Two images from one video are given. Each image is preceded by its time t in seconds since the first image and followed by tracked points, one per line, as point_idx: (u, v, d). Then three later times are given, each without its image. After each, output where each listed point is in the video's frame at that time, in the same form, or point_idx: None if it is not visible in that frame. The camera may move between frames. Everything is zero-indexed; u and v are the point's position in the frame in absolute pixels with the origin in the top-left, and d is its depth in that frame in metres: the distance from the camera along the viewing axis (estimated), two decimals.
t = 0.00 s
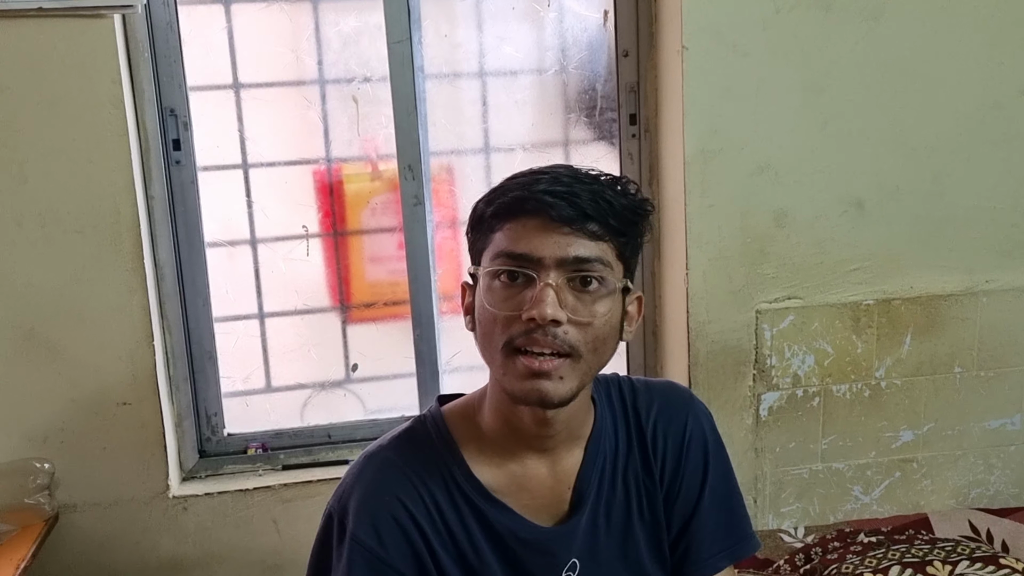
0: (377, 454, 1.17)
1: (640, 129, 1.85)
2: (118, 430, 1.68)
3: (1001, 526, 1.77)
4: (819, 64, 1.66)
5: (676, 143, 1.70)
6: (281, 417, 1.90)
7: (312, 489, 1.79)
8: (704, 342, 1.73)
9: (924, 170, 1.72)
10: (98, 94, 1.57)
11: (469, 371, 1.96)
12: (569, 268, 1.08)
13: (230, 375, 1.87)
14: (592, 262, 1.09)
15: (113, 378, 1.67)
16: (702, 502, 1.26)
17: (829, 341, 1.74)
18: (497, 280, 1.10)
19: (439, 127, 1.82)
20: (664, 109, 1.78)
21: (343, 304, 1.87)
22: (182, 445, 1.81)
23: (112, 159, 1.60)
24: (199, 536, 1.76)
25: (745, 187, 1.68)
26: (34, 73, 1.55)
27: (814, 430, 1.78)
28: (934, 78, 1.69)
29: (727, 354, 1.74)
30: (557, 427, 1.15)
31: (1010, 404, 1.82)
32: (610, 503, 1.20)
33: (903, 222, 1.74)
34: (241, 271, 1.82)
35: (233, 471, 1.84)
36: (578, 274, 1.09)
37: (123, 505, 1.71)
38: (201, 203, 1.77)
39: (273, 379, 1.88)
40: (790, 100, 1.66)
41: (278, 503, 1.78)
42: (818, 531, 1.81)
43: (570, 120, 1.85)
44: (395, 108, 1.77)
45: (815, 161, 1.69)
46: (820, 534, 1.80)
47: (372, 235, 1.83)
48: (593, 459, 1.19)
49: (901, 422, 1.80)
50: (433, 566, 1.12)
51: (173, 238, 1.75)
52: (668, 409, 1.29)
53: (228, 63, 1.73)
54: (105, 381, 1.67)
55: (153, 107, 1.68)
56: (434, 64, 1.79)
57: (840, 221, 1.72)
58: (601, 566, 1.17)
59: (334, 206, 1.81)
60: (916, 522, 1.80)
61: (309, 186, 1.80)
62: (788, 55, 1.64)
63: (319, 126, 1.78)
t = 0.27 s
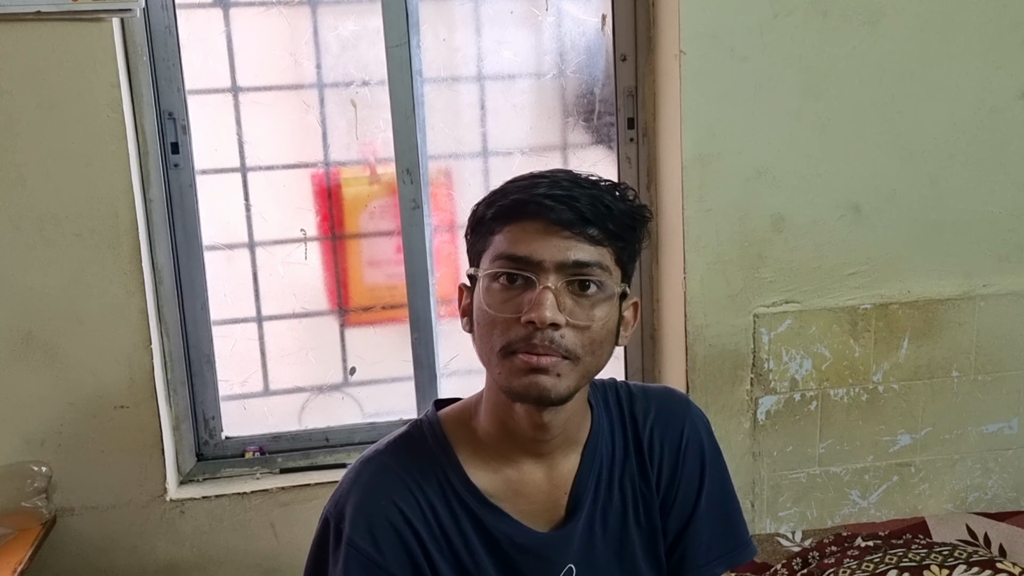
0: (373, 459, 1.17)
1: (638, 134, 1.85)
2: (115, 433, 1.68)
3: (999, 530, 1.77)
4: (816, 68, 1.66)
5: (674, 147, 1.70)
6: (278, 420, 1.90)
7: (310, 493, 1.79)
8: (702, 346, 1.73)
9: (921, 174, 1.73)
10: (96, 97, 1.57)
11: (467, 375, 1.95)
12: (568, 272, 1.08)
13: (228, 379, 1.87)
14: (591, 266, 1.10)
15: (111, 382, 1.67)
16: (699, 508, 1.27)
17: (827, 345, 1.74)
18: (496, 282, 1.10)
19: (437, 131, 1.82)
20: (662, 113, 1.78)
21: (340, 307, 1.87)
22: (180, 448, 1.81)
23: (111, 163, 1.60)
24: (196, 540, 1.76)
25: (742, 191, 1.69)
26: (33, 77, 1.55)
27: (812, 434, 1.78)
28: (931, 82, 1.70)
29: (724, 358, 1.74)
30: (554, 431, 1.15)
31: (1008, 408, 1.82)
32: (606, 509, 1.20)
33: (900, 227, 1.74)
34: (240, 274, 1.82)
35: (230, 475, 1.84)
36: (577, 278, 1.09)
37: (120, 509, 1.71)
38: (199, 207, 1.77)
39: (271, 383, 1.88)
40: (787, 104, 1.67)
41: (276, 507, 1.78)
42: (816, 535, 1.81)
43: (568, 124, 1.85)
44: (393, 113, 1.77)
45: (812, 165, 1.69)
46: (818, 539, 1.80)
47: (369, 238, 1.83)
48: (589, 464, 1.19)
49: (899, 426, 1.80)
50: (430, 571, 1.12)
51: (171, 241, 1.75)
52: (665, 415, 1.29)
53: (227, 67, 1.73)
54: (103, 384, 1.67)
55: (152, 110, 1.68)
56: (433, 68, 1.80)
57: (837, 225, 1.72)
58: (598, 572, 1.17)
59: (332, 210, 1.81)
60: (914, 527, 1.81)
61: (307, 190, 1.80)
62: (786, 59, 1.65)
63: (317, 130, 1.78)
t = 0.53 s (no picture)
0: (371, 457, 1.16)
1: (636, 133, 1.85)
2: (112, 432, 1.68)
3: (996, 531, 1.77)
4: (814, 69, 1.66)
5: (672, 147, 1.70)
6: (276, 419, 1.90)
7: (308, 492, 1.79)
8: (700, 346, 1.73)
9: (919, 175, 1.73)
10: (94, 96, 1.57)
11: (465, 375, 1.95)
12: (571, 269, 1.08)
13: (226, 378, 1.87)
14: (594, 263, 1.10)
15: (109, 381, 1.67)
16: (697, 509, 1.27)
17: (825, 345, 1.75)
18: (498, 278, 1.10)
19: (436, 130, 1.82)
20: (660, 113, 1.78)
21: (338, 306, 1.86)
22: (177, 447, 1.81)
23: (108, 161, 1.60)
24: (194, 539, 1.76)
25: (740, 192, 1.69)
26: (30, 75, 1.55)
27: (810, 434, 1.78)
28: (930, 83, 1.70)
29: (722, 358, 1.74)
30: (554, 430, 1.15)
31: (1005, 408, 1.82)
32: (604, 509, 1.20)
33: (899, 227, 1.74)
34: (237, 273, 1.82)
35: (228, 474, 1.84)
36: (579, 275, 1.09)
37: (118, 507, 1.71)
38: (197, 205, 1.77)
39: (269, 382, 1.88)
40: (785, 105, 1.67)
41: (273, 506, 1.78)
42: (813, 535, 1.81)
43: (567, 124, 1.85)
44: (391, 112, 1.77)
45: (810, 165, 1.69)
46: (815, 539, 1.80)
47: (368, 238, 1.83)
48: (587, 463, 1.19)
49: (896, 427, 1.80)
50: (428, 570, 1.11)
51: (169, 240, 1.75)
52: (664, 415, 1.29)
53: (225, 66, 1.73)
54: (100, 383, 1.66)
55: (150, 109, 1.68)
56: (431, 67, 1.79)
57: (835, 225, 1.72)
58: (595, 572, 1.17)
59: (330, 209, 1.81)
60: (911, 527, 1.81)
61: (305, 189, 1.80)
62: (784, 59, 1.65)
63: (315, 129, 1.78)
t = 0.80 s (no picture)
0: (370, 458, 1.17)
1: (634, 136, 1.86)
2: (110, 433, 1.68)
3: (994, 533, 1.77)
4: (812, 71, 1.66)
5: (670, 149, 1.70)
6: (274, 421, 1.90)
7: (305, 494, 1.79)
8: (697, 348, 1.73)
9: (916, 177, 1.73)
10: (93, 97, 1.58)
11: (464, 377, 1.96)
12: (571, 274, 1.08)
13: (224, 379, 1.87)
14: (594, 268, 1.10)
15: (107, 382, 1.67)
16: (695, 511, 1.27)
17: (822, 347, 1.75)
18: (498, 283, 1.10)
19: (434, 132, 1.83)
20: (658, 115, 1.79)
21: (337, 308, 1.87)
22: (174, 449, 1.81)
23: (107, 162, 1.60)
24: (191, 540, 1.76)
25: (738, 194, 1.69)
26: (29, 77, 1.55)
27: (807, 436, 1.78)
28: (926, 85, 1.70)
29: (720, 360, 1.74)
30: (553, 433, 1.15)
31: (1003, 410, 1.82)
32: (603, 511, 1.20)
33: (896, 229, 1.74)
34: (236, 274, 1.82)
35: (225, 475, 1.84)
36: (580, 280, 1.09)
37: (115, 509, 1.71)
38: (196, 207, 1.77)
39: (267, 383, 1.88)
40: (783, 107, 1.67)
41: (271, 507, 1.78)
42: (810, 537, 1.81)
43: (565, 126, 1.86)
44: (389, 114, 1.77)
45: (808, 167, 1.70)
46: (813, 541, 1.80)
47: (366, 240, 1.83)
48: (586, 465, 1.19)
49: (894, 429, 1.80)
50: (426, 571, 1.11)
51: (168, 241, 1.75)
52: (663, 417, 1.30)
53: (224, 68, 1.73)
54: (98, 384, 1.66)
55: (148, 110, 1.69)
56: (430, 69, 1.80)
57: (833, 227, 1.72)
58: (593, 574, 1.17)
59: (329, 211, 1.81)
60: (909, 529, 1.81)
61: (304, 190, 1.80)
62: (781, 62, 1.65)
63: (314, 131, 1.78)
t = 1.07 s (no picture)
0: (369, 459, 1.16)
1: (632, 137, 1.86)
2: (107, 433, 1.68)
3: (991, 534, 1.78)
4: (810, 72, 1.66)
5: (668, 150, 1.70)
6: (271, 421, 1.90)
7: (303, 494, 1.79)
8: (695, 349, 1.73)
9: (914, 179, 1.73)
10: (91, 97, 1.57)
11: (461, 377, 1.96)
12: (575, 271, 1.09)
13: (221, 380, 1.86)
14: (597, 266, 1.10)
15: (104, 382, 1.66)
16: (693, 513, 1.27)
17: (820, 348, 1.75)
18: (501, 279, 1.10)
19: (433, 132, 1.82)
20: (657, 116, 1.79)
21: (334, 308, 1.86)
22: (172, 449, 1.80)
23: (104, 162, 1.59)
24: (188, 541, 1.76)
25: (736, 195, 1.69)
26: (26, 76, 1.55)
27: (805, 437, 1.79)
28: (925, 87, 1.70)
29: (718, 361, 1.74)
30: (553, 432, 1.15)
31: (1000, 412, 1.82)
32: (601, 512, 1.20)
33: (894, 231, 1.74)
34: (233, 274, 1.82)
35: (223, 476, 1.84)
36: (583, 277, 1.09)
37: (112, 509, 1.71)
38: (194, 207, 1.77)
39: (265, 384, 1.88)
40: (781, 108, 1.67)
41: (268, 508, 1.78)
42: (808, 538, 1.81)
43: (564, 127, 1.86)
44: (388, 114, 1.77)
45: (806, 169, 1.70)
46: (810, 542, 1.80)
47: (365, 240, 1.83)
48: (585, 466, 1.19)
49: (891, 430, 1.80)
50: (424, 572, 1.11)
51: (165, 241, 1.75)
52: (662, 419, 1.30)
53: (222, 68, 1.73)
54: (95, 384, 1.66)
55: (146, 110, 1.68)
56: (429, 69, 1.80)
57: (831, 228, 1.73)
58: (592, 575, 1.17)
59: (327, 211, 1.81)
60: (906, 530, 1.81)
61: (302, 190, 1.80)
62: (780, 63, 1.65)
63: (312, 131, 1.78)
